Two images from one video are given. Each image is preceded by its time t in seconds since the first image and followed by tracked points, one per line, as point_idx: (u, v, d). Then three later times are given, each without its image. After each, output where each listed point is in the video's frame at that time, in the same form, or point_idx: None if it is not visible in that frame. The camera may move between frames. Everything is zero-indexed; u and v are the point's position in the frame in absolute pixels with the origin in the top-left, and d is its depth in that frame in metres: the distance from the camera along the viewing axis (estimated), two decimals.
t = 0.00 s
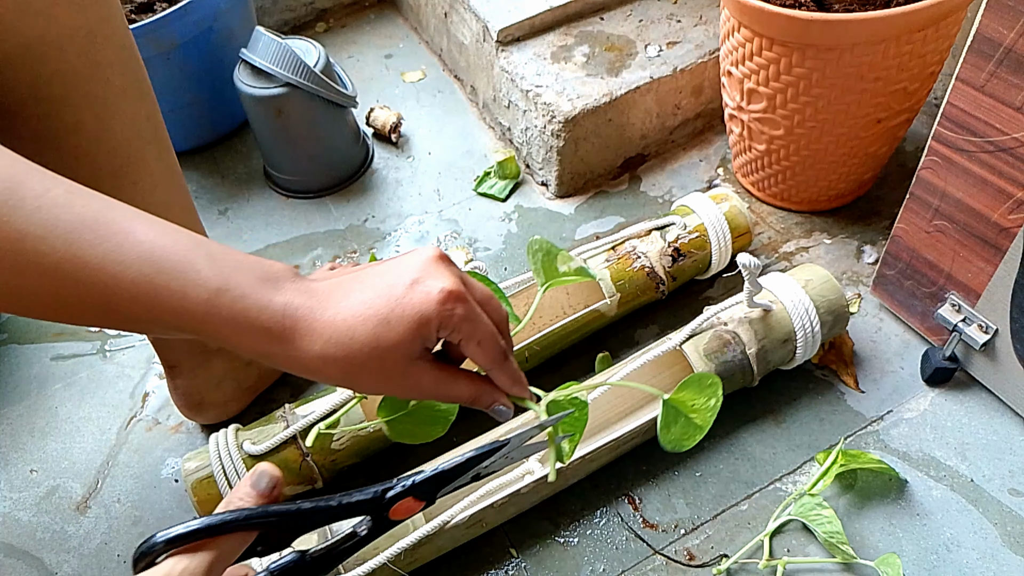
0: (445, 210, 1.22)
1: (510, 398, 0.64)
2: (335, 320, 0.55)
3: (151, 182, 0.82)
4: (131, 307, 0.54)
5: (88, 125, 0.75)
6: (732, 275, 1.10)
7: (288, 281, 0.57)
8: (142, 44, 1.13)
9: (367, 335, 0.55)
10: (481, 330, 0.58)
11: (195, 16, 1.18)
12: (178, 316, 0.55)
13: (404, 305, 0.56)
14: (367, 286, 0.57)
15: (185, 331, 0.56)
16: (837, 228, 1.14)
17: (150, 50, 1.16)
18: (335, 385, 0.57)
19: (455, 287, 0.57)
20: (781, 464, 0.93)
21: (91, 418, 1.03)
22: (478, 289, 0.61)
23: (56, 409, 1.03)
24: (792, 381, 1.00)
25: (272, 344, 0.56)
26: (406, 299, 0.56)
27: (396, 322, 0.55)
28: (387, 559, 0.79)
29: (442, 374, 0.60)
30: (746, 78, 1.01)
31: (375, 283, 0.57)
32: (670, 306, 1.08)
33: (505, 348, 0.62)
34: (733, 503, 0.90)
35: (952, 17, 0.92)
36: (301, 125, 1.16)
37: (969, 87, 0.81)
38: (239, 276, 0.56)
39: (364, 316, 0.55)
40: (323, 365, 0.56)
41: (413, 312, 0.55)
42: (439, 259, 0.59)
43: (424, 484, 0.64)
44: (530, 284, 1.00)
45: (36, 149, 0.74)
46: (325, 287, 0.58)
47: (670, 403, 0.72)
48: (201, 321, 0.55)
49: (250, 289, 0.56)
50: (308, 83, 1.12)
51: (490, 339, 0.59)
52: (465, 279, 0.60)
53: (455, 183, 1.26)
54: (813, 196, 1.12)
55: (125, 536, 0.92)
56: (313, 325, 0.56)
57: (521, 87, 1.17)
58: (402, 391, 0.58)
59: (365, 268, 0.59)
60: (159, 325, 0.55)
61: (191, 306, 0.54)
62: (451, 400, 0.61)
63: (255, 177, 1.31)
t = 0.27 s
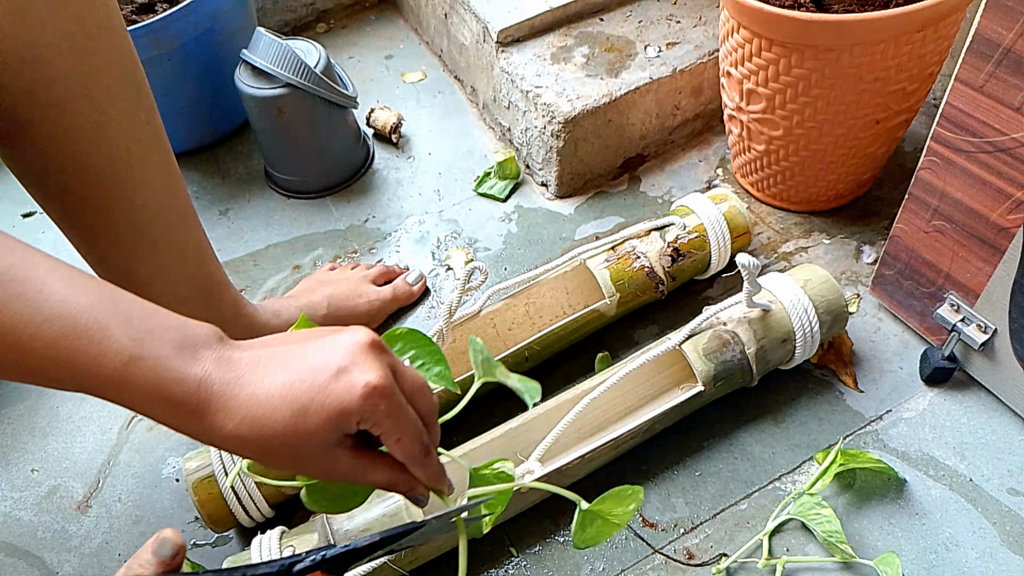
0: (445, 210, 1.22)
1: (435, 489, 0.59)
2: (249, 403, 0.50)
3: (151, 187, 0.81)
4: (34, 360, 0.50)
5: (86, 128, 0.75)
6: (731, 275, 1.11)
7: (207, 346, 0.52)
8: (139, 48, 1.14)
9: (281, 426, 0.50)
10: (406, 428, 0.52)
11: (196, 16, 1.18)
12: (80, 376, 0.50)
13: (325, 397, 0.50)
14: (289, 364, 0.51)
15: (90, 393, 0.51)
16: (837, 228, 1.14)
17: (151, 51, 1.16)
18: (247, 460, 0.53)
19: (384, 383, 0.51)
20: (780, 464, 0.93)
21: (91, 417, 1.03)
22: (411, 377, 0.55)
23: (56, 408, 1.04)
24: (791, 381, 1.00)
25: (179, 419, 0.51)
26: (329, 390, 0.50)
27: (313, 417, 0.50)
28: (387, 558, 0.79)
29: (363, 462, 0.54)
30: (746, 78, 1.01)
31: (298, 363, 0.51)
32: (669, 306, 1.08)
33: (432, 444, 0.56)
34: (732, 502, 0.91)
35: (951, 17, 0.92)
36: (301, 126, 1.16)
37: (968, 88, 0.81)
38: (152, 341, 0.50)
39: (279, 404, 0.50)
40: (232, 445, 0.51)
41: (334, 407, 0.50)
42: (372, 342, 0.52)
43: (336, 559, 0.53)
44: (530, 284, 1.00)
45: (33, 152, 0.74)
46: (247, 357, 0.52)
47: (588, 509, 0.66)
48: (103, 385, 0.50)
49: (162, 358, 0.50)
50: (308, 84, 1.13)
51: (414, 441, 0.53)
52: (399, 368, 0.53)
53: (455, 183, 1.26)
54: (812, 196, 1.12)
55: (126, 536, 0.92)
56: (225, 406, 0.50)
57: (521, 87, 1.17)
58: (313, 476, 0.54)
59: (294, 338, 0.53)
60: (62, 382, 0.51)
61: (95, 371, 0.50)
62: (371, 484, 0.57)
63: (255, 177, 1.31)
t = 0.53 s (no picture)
0: (445, 210, 1.23)
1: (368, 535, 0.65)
2: (210, 454, 0.54)
3: (153, 189, 0.81)
4: None
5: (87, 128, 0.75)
6: (731, 275, 1.11)
7: (170, 395, 0.55)
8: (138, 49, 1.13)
9: (240, 476, 0.55)
10: (352, 482, 0.58)
11: (196, 16, 1.18)
12: (41, 418, 0.52)
13: (283, 453, 0.55)
14: (250, 418, 0.56)
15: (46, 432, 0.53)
16: (837, 228, 1.14)
17: (151, 50, 1.16)
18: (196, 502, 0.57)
19: (339, 442, 0.56)
20: (780, 463, 0.93)
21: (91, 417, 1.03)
22: (365, 433, 0.60)
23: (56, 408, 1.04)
24: (791, 381, 1.00)
25: (137, 462, 0.54)
26: (288, 447, 0.55)
27: (270, 470, 0.55)
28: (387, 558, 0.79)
29: (310, 509, 0.60)
30: (746, 78, 1.01)
31: (259, 419, 0.56)
32: (669, 306, 1.08)
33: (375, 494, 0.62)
34: (732, 502, 0.91)
35: (951, 17, 0.92)
36: (301, 126, 1.17)
37: (968, 88, 0.81)
38: (119, 388, 0.53)
39: (240, 457, 0.54)
40: (187, 488, 0.55)
41: (290, 463, 0.55)
42: (329, 403, 0.57)
43: None
44: (530, 284, 1.00)
45: (34, 155, 0.74)
46: (208, 408, 0.56)
47: None
48: (65, 428, 0.52)
49: (129, 403, 0.53)
50: (309, 84, 1.13)
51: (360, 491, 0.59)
52: (353, 426, 0.59)
53: (455, 183, 1.26)
54: (812, 196, 1.12)
55: (125, 536, 0.92)
56: (186, 455, 0.54)
57: (521, 87, 1.17)
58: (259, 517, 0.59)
59: (252, 392, 0.58)
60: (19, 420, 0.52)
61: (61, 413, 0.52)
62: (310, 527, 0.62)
63: (255, 178, 1.31)
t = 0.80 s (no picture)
0: (445, 210, 1.22)
1: (377, 489, 0.67)
2: (216, 410, 0.57)
3: (153, 188, 0.81)
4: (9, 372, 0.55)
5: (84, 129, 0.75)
6: (731, 275, 1.11)
7: (172, 360, 0.59)
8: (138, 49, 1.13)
9: (246, 427, 0.57)
10: (356, 427, 0.60)
11: (196, 16, 1.18)
12: (47, 385, 0.56)
13: (285, 402, 0.57)
14: (252, 376, 0.58)
15: (61, 402, 0.57)
16: (837, 228, 1.14)
17: (151, 50, 1.16)
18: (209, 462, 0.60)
19: (339, 386, 0.58)
20: (780, 463, 0.93)
21: (91, 417, 1.03)
22: (362, 385, 0.62)
23: (56, 408, 1.04)
24: (791, 381, 1.00)
25: (148, 424, 0.58)
26: (288, 397, 0.57)
27: (275, 418, 0.57)
28: (387, 558, 0.79)
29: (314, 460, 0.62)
30: (746, 78, 1.01)
31: (260, 373, 0.59)
32: (669, 306, 1.08)
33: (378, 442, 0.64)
34: (732, 502, 0.91)
35: (951, 18, 0.92)
36: (301, 125, 1.16)
37: (968, 88, 0.81)
38: (125, 354, 0.57)
39: (244, 409, 0.57)
40: (198, 447, 0.58)
41: (293, 410, 0.57)
42: (327, 354, 0.60)
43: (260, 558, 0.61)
44: (530, 284, 1.00)
45: (33, 155, 0.74)
46: (212, 369, 0.59)
47: (524, 507, 0.71)
48: (74, 395, 0.56)
49: (134, 369, 0.57)
50: (308, 84, 1.13)
51: (364, 438, 0.61)
52: (350, 376, 0.61)
53: (455, 183, 1.26)
54: (812, 196, 1.12)
55: (126, 536, 0.92)
56: (193, 411, 0.57)
57: (521, 87, 1.17)
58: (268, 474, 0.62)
59: (254, 352, 0.61)
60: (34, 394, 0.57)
61: (70, 382, 0.56)
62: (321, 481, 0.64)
63: (255, 178, 1.31)
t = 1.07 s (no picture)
0: (445, 210, 1.23)
1: (370, 482, 0.67)
2: (214, 396, 0.58)
3: (151, 187, 0.81)
4: (8, 354, 0.55)
5: (83, 129, 0.75)
6: (731, 275, 1.11)
7: (172, 344, 0.59)
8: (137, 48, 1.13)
9: (243, 416, 0.58)
10: (353, 423, 0.61)
11: (196, 16, 1.18)
12: (48, 368, 0.56)
13: (285, 393, 0.58)
14: (252, 365, 0.59)
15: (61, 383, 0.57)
16: (837, 228, 1.14)
17: (151, 51, 1.16)
18: (204, 447, 0.60)
19: (339, 382, 0.59)
20: (780, 463, 0.93)
21: (91, 417, 1.03)
22: (363, 380, 0.63)
23: (56, 409, 1.04)
24: (791, 381, 1.00)
25: (146, 406, 0.58)
26: (288, 389, 0.58)
27: (273, 409, 0.58)
28: (387, 558, 0.79)
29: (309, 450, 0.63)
30: (746, 78, 1.01)
31: (261, 362, 0.59)
32: (669, 306, 1.08)
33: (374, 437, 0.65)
34: (732, 502, 0.91)
35: (951, 18, 0.92)
36: (301, 126, 1.16)
37: (968, 88, 0.81)
38: (124, 337, 0.57)
39: (242, 398, 0.58)
40: (194, 431, 0.59)
41: (291, 402, 0.58)
42: (329, 347, 0.60)
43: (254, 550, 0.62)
44: (530, 284, 1.00)
45: (31, 154, 0.74)
46: (212, 355, 0.59)
47: (511, 541, 0.69)
48: (74, 377, 0.56)
49: (134, 352, 0.57)
50: (308, 84, 1.13)
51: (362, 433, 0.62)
52: (351, 371, 0.61)
53: (455, 183, 1.26)
54: (812, 196, 1.12)
55: (125, 536, 0.92)
56: (192, 397, 0.57)
57: (521, 87, 1.17)
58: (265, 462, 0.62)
59: (255, 340, 0.61)
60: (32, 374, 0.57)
61: (69, 364, 0.56)
62: (316, 471, 0.65)
63: (255, 177, 1.31)
